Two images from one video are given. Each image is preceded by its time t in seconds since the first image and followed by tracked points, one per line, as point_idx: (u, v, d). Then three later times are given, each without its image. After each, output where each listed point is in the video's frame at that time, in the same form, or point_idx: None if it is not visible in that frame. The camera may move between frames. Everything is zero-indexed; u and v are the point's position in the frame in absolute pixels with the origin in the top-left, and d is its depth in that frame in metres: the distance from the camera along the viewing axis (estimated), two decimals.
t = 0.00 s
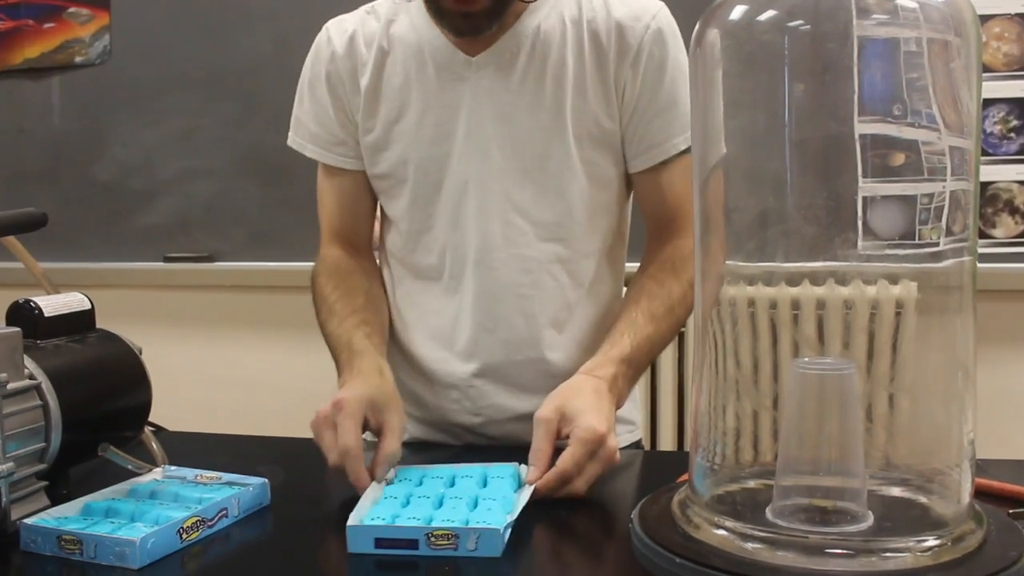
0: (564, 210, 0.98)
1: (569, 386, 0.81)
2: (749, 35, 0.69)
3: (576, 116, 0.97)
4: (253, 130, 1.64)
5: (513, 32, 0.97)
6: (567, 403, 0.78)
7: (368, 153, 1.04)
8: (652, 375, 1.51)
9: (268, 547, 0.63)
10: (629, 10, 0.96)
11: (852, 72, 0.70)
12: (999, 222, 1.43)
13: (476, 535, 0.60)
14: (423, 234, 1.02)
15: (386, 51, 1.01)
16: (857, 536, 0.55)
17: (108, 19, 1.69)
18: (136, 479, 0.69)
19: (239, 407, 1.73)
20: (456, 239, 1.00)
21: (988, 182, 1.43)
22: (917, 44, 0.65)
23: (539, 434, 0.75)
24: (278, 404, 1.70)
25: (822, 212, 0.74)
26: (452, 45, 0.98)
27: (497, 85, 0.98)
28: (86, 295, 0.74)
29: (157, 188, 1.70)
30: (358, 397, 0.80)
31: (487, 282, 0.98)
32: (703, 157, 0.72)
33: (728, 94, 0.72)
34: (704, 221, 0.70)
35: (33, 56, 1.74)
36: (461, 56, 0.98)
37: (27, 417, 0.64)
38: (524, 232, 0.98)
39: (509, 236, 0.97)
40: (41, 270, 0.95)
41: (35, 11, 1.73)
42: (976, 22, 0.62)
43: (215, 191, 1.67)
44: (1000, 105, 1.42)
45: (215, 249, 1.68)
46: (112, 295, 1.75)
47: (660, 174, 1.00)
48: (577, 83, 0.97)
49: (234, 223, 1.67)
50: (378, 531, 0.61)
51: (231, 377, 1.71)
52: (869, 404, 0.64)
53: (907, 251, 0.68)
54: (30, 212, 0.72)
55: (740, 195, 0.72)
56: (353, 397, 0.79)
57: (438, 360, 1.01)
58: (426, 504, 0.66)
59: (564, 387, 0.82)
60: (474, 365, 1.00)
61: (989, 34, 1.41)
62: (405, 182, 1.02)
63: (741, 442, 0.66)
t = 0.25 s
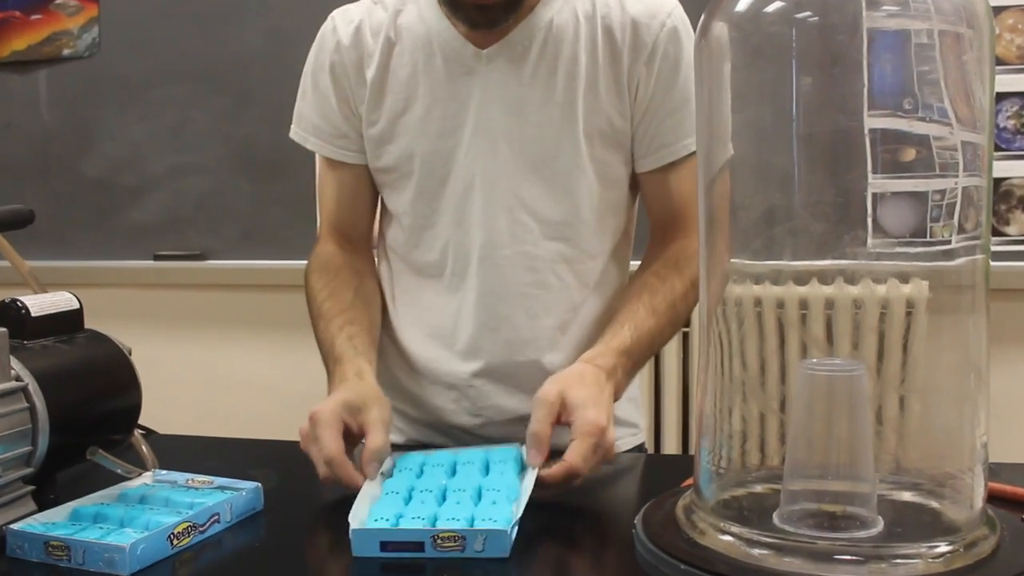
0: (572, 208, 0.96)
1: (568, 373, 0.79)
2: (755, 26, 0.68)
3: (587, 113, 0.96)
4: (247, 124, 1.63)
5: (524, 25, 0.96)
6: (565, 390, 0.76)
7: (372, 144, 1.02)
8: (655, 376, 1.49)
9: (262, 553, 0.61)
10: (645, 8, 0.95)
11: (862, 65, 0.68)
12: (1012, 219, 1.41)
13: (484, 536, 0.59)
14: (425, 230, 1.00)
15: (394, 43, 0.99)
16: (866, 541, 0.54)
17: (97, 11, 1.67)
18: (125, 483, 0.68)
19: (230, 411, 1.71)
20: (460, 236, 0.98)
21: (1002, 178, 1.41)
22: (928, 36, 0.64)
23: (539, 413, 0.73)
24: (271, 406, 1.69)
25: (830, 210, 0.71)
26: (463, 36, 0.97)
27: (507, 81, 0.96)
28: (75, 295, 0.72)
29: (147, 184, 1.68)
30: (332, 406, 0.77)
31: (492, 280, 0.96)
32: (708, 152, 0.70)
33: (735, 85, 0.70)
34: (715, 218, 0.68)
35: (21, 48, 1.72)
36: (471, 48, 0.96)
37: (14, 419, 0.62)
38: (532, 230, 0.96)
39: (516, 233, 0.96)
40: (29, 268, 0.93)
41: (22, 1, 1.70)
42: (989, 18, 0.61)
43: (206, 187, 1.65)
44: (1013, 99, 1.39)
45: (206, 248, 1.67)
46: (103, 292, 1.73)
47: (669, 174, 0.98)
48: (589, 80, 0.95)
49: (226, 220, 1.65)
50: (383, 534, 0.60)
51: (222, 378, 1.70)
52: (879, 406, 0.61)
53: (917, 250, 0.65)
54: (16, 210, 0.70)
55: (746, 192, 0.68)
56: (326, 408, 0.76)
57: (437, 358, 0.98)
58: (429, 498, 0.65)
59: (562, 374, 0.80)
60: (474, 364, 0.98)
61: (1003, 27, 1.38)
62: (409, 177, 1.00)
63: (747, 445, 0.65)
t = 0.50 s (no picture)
0: (576, 204, 0.94)
1: (566, 378, 0.78)
2: (761, 19, 0.67)
3: (592, 108, 0.94)
4: (240, 118, 1.60)
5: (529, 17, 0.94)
6: (562, 399, 0.75)
7: (372, 136, 1.00)
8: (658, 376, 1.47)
9: (255, 558, 0.59)
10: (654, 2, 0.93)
11: (871, 59, 0.65)
12: None
13: (492, 538, 0.58)
14: (426, 225, 0.99)
15: (396, 33, 0.98)
16: (876, 547, 0.52)
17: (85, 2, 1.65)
18: (114, 487, 0.66)
19: (223, 412, 1.69)
20: (460, 232, 0.96)
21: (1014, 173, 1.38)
22: (940, 28, 0.62)
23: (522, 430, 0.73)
24: (264, 407, 1.67)
25: (839, 206, 0.68)
26: (465, 27, 0.95)
27: (511, 74, 0.94)
28: (62, 293, 0.71)
29: (137, 179, 1.66)
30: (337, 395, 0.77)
31: (492, 277, 0.94)
32: (716, 147, 0.68)
33: (741, 77, 0.68)
34: (726, 214, 0.66)
35: (8, 40, 1.69)
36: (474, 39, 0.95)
37: None
38: (534, 226, 0.95)
39: (518, 228, 0.94)
40: (16, 265, 0.91)
41: None
42: (1002, 7, 0.60)
43: (198, 182, 1.63)
44: None
45: (198, 245, 1.65)
46: (94, 290, 1.71)
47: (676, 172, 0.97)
48: (595, 74, 0.94)
49: (218, 217, 1.63)
50: (388, 535, 0.58)
51: (215, 378, 1.68)
52: (889, 409, 0.60)
53: (929, 247, 0.64)
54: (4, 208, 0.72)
55: (752, 187, 0.67)
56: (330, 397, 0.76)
57: (435, 356, 0.97)
58: (434, 496, 0.63)
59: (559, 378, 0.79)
60: (473, 363, 0.96)
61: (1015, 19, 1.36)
62: (410, 170, 0.99)
63: (754, 448, 0.63)
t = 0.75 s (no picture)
0: (576, 199, 0.93)
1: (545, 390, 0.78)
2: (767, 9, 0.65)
3: (592, 102, 0.92)
4: (231, 111, 1.59)
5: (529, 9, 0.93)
6: (541, 410, 0.75)
7: (369, 128, 0.99)
8: (663, 377, 1.46)
9: (249, 563, 0.58)
10: None
11: (881, 51, 0.63)
12: None
13: (473, 530, 0.57)
14: (423, 220, 0.97)
15: (394, 23, 0.96)
16: (885, 551, 0.51)
17: None
18: (104, 491, 0.64)
19: (218, 413, 1.67)
20: (457, 228, 0.95)
21: None
22: (951, 19, 0.60)
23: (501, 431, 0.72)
24: (259, 407, 1.65)
25: (848, 202, 0.66)
26: (464, 19, 0.94)
27: (510, 65, 0.93)
28: (51, 291, 0.69)
29: (128, 173, 1.65)
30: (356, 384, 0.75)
31: (491, 273, 0.93)
32: (722, 141, 0.67)
33: (746, 68, 0.67)
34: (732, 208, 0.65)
35: None
36: (473, 30, 0.94)
37: None
38: (533, 221, 0.93)
39: (518, 223, 0.93)
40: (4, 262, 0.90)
41: None
42: None
43: (189, 177, 1.62)
44: None
45: (190, 242, 1.63)
46: (87, 286, 1.70)
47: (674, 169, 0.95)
48: (594, 67, 0.92)
49: (209, 213, 1.62)
50: (369, 539, 0.57)
51: (210, 377, 1.66)
52: (898, 409, 0.58)
53: (940, 243, 0.61)
54: None
55: (759, 182, 0.66)
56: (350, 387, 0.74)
57: (435, 353, 0.95)
58: (415, 499, 0.62)
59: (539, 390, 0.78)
60: (472, 361, 0.94)
61: None
62: (406, 164, 0.97)
63: (760, 450, 0.62)
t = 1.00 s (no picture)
0: (576, 193, 0.91)
1: (531, 391, 0.77)
2: None
3: (595, 95, 0.91)
4: (224, 105, 1.57)
5: None
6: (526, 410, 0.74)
7: (367, 117, 0.98)
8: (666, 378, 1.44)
9: (242, 568, 0.56)
10: None
11: (889, 44, 0.60)
12: None
13: (448, 487, 0.56)
14: (422, 214, 0.96)
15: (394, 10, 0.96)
16: (896, 556, 0.50)
17: None
18: (94, 494, 0.63)
19: (209, 414, 1.66)
20: (454, 222, 0.93)
21: None
22: (962, 10, 0.57)
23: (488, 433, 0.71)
24: (251, 409, 1.63)
25: (857, 198, 0.63)
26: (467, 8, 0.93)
27: (511, 56, 0.92)
28: (39, 289, 0.68)
29: (118, 167, 1.64)
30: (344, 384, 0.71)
31: (489, 271, 0.92)
32: (727, 137, 0.66)
33: (753, 60, 0.64)
34: (739, 204, 0.65)
35: None
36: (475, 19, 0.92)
37: None
38: (532, 218, 0.92)
39: (517, 218, 0.92)
40: None
41: None
42: None
43: (181, 171, 1.60)
44: None
45: (181, 238, 1.61)
46: (78, 284, 1.68)
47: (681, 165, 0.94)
48: (599, 60, 0.91)
49: (201, 209, 1.60)
50: (353, 529, 0.56)
51: (200, 378, 1.64)
52: (908, 411, 0.57)
53: (952, 239, 0.59)
54: None
55: (766, 176, 0.65)
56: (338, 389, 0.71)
57: (437, 355, 0.94)
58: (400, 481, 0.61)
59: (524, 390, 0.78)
60: (472, 363, 0.93)
61: None
62: (401, 155, 0.96)
63: (767, 452, 0.60)
